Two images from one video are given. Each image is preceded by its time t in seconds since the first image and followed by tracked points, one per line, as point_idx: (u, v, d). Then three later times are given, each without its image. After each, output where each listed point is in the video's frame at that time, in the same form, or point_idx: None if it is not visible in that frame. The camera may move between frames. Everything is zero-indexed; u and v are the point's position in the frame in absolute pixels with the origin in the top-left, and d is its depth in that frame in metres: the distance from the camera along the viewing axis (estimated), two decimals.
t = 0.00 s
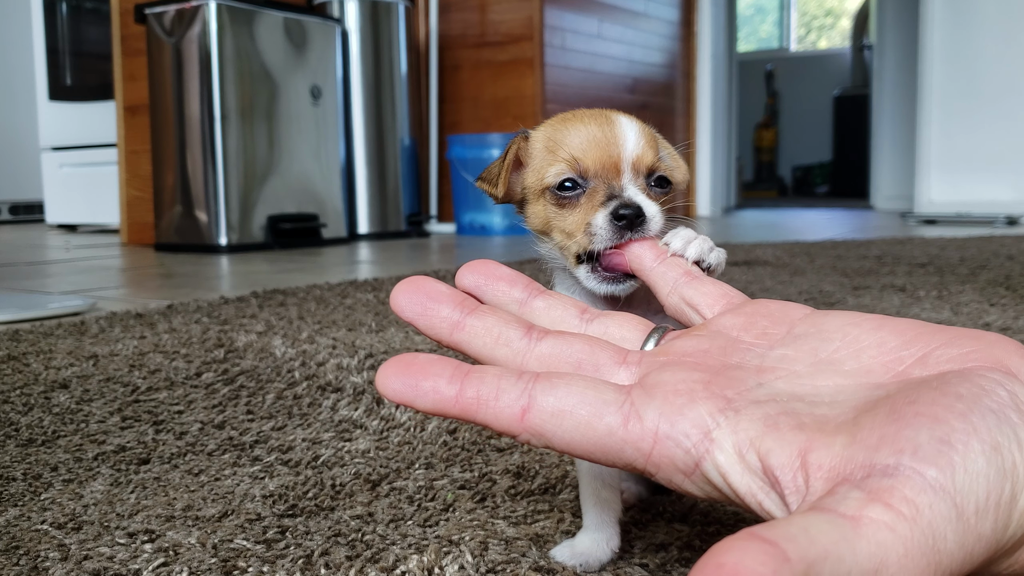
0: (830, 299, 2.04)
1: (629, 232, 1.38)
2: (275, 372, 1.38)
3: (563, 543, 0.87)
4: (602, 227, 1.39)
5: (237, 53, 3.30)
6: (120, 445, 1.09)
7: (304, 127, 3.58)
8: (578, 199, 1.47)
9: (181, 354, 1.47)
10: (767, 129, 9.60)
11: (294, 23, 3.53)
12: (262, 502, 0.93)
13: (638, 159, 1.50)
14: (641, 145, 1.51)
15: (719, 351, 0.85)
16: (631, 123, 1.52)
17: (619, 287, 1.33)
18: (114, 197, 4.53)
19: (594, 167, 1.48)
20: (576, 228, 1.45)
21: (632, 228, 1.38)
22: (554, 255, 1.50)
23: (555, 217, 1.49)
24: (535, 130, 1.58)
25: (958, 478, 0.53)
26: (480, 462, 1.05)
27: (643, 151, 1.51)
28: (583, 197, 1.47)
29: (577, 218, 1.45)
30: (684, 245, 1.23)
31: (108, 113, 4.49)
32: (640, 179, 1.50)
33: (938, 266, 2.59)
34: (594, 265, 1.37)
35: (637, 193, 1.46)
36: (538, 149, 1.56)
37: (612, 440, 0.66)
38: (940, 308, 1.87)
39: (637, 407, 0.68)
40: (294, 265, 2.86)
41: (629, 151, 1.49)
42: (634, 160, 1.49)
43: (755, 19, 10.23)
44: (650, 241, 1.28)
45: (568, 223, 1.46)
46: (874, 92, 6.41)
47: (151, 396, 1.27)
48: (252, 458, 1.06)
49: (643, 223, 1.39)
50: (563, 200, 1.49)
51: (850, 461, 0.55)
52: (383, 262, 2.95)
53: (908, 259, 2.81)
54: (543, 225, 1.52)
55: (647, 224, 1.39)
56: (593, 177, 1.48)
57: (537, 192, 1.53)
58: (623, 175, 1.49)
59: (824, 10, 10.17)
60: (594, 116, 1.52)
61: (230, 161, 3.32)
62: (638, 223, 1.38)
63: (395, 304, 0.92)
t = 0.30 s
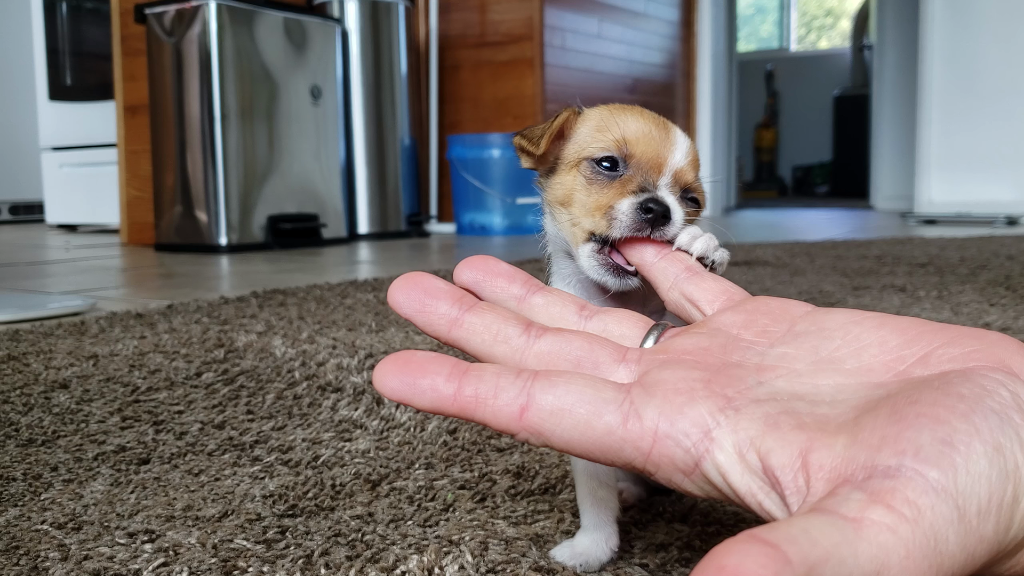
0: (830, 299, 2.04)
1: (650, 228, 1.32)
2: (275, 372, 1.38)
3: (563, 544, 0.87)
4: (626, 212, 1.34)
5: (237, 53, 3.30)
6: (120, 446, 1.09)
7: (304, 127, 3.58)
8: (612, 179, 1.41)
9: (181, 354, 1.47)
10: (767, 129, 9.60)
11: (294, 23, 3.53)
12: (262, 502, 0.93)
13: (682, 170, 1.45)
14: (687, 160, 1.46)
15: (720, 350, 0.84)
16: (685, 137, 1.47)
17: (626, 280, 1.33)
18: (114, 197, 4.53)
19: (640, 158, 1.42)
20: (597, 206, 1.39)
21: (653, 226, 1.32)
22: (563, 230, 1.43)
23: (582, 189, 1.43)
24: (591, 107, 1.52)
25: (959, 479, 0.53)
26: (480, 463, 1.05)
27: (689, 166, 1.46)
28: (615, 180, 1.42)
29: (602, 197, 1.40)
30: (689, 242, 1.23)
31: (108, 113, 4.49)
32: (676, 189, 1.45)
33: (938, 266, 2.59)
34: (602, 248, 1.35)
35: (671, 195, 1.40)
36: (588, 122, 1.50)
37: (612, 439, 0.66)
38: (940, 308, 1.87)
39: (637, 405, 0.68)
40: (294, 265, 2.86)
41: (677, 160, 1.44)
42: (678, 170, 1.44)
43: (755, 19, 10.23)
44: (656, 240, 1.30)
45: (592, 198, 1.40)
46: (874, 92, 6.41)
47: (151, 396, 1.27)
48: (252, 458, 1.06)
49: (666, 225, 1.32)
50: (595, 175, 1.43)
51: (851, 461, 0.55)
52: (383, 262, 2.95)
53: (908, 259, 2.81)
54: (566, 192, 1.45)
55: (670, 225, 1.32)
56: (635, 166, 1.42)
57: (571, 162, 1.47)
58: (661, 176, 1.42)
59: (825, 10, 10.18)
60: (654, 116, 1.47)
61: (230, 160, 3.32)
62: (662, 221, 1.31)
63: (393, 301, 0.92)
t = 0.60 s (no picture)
0: (830, 299, 2.04)
1: (646, 208, 1.32)
2: (275, 372, 1.38)
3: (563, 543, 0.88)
4: (623, 187, 1.34)
5: (236, 54, 3.30)
6: (120, 446, 1.09)
7: (304, 127, 3.58)
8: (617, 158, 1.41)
9: (181, 354, 1.47)
10: (767, 129, 9.59)
11: (294, 23, 3.52)
12: (262, 502, 0.93)
13: (685, 167, 1.46)
14: (692, 160, 1.47)
15: (721, 351, 0.84)
16: (693, 139, 1.49)
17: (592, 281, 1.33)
18: (114, 197, 4.53)
19: (647, 145, 1.43)
20: (597, 180, 1.38)
21: (649, 207, 1.32)
22: (561, 207, 1.42)
23: (586, 165, 1.42)
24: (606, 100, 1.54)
25: (960, 479, 0.53)
26: (480, 463, 1.05)
27: (693, 166, 1.47)
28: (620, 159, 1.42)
29: (604, 172, 1.39)
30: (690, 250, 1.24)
31: (108, 113, 4.49)
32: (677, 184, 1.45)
33: (938, 266, 2.59)
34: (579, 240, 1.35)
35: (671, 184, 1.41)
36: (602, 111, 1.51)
37: (614, 440, 0.66)
38: (940, 308, 1.87)
39: (639, 407, 0.68)
40: (294, 265, 2.86)
41: (682, 156, 1.45)
42: (682, 166, 1.45)
43: (756, 19, 10.23)
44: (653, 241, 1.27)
45: (594, 173, 1.40)
46: (874, 92, 6.41)
47: (151, 396, 1.27)
48: (252, 458, 1.06)
49: (662, 206, 1.33)
50: (602, 152, 1.43)
51: (852, 462, 0.55)
52: (383, 262, 2.95)
53: (908, 259, 2.81)
54: (570, 167, 1.44)
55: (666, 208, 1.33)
56: (642, 152, 1.43)
57: (579, 143, 1.48)
58: (665, 167, 1.43)
59: (825, 10, 10.19)
60: (667, 114, 1.49)
61: (230, 160, 3.32)
62: (659, 202, 1.32)
63: (395, 303, 0.92)
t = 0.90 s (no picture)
0: (830, 299, 2.04)
1: (629, 217, 1.32)
2: (275, 372, 1.38)
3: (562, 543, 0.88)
4: (603, 202, 1.34)
5: (237, 54, 3.30)
6: (120, 446, 1.09)
7: (304, 127, 3.58)
8: (593, 172, 1.43)
9: (181, 354, 1.47)
10: (767, 129, 9.59)
11: (294, 23, 3.52)
12: (262, 502, 0.93)
13: (662, 161, 1.46)
14: (669, 150, 1.48)
15: (720, 351, 0.84)
16: (667, 130, 1.50)
17: (604, 279, 1.32)
18: (114, 197, 4.53)
19: (618, 149, 1.44)
20: (577, 197, 1.40)
21: (632, 215, 1.32)
22: (548, 225, 1.44)
23: (564, 184, 1.44)
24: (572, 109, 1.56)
25: (960, 479, 0.53)
26: (480, 463, 1.05)
27: (671, 157, 1.48)
28: (595, 171, 1.44)
29: (582, 188, 1.41)
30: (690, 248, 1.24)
31: (108, 113, 4.49)
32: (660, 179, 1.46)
33: (938, 266, 2.59)
34: (578, 243, 1.36)
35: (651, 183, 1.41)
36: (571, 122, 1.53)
37: (613, 441, 0.66)
38: (940, 308, 1.87)
39: (638, 408, 0.68)
40: (294, 265, 2.86)
41: (656, 149, 1.46)
42: (660, 160, 1.46)
43: (756, 19, 10.23)
44: (654, 243, 1.28)
45: (573, 191, 1.41)
46: (874, 91, 6.40)
47: (151, 396, 1.27)
48: (252, 458, 1.06)
49: (644, 213, 1.33)
50: (576, 168, 1.45)
51: (851, 462, 0.55)
52: (383, 262, 2.94)
53: (908, 259, 2.81)
54: (551, 190, 1.46)
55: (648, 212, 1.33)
56: (615, 158, 1.44)
57: (554, 159, 1.50)
58: (643, 167, 1.44)
59: (825, 10, 10.20)
60: (634, 111, 1.50)
61: (230, 160, 3.32)
62: (641, 210, 1.32)
63: (393, 303, 0.92)
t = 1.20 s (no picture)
0: (830, 299, 2.04)
1: (627, 219, 1.33)
2: (275, 372, 1.38)
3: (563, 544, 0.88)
4: (599, 211, 1.34)
5: (237, 54, 3.30)
6: (120, 446, 1.09)
7: (304, 127, 3.58)
8: (582, 182, 1.44)
9: (181, 354, 1.47)
10: (767, 129, 9.58)
11: (294, 23, 3.52)
12: (262, 502, 0.93)
13: (646, 155, 1.47)
14: (652, 141, 1.48)
15: (722, 349, 0.84)
16: (645, 120, 1.50)
17: (616, 283, 1.31)
18: (114, 197, 4.52)
19: (601, 152, 1.45)
20: (573, 211, 1.40)
21: (631, 216, 1.33)
22: (547, 243, 1.44)
23: (556, 200, 1.44)
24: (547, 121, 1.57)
25: (960, 476, 0.53)
26: (480, 463, 1.05)
27: (654, 148, 1.48)
28: (585, 180, 1.44)
29: (576, 201, 1.41)
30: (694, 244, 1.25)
31: (108, 113, 4.49)
32: (648, 173, 1.47)
33: (938, 266, 2.59)
34: (584, 254, 1.36)
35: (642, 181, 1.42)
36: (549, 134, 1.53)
37: (615, 438, 0.66)
38: (940, 308, 1.87)
39: (640, 404, 0.68)
40: (294, 265, 2.86)
41: (639, 144, 1.46)
42: (644, 154, 1.47)
43: (756, 19, 10.23)
44: (657, 239, 1.28)
45: (567, 206, 1.41)
46: (874, 91, 6.40)
47: (151, 396, 1.27)
48: (252, 458, 1.06)
49: (642, 212, 1.33)
50: (566, 181, 1.45)
51: (852, 459, 0.55)
52: (383, 261, 2.94)
53: (908, 259, 2.81)
54: (544, 209, 1.46)
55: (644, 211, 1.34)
56: (600, 162, 1.45)
57: (541, 176, 1.50)
58: (629, 166, 1.45)
59: (825, 10, 10.20)
60: (608, 109, 1.50)
61: (230, 160, 3.32)
62: (638, 210, 1.32)
63: (397, 300, 0.91)
